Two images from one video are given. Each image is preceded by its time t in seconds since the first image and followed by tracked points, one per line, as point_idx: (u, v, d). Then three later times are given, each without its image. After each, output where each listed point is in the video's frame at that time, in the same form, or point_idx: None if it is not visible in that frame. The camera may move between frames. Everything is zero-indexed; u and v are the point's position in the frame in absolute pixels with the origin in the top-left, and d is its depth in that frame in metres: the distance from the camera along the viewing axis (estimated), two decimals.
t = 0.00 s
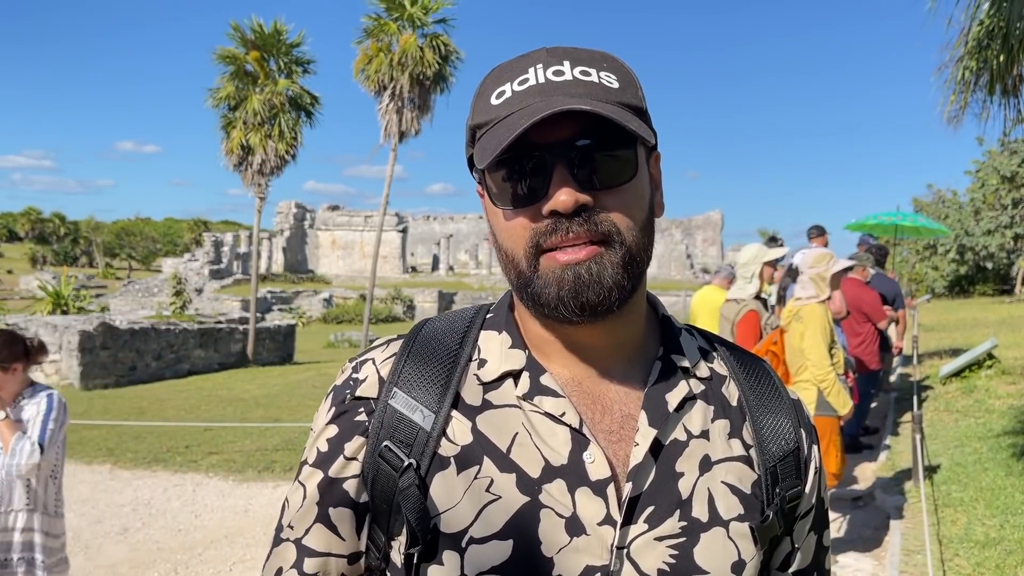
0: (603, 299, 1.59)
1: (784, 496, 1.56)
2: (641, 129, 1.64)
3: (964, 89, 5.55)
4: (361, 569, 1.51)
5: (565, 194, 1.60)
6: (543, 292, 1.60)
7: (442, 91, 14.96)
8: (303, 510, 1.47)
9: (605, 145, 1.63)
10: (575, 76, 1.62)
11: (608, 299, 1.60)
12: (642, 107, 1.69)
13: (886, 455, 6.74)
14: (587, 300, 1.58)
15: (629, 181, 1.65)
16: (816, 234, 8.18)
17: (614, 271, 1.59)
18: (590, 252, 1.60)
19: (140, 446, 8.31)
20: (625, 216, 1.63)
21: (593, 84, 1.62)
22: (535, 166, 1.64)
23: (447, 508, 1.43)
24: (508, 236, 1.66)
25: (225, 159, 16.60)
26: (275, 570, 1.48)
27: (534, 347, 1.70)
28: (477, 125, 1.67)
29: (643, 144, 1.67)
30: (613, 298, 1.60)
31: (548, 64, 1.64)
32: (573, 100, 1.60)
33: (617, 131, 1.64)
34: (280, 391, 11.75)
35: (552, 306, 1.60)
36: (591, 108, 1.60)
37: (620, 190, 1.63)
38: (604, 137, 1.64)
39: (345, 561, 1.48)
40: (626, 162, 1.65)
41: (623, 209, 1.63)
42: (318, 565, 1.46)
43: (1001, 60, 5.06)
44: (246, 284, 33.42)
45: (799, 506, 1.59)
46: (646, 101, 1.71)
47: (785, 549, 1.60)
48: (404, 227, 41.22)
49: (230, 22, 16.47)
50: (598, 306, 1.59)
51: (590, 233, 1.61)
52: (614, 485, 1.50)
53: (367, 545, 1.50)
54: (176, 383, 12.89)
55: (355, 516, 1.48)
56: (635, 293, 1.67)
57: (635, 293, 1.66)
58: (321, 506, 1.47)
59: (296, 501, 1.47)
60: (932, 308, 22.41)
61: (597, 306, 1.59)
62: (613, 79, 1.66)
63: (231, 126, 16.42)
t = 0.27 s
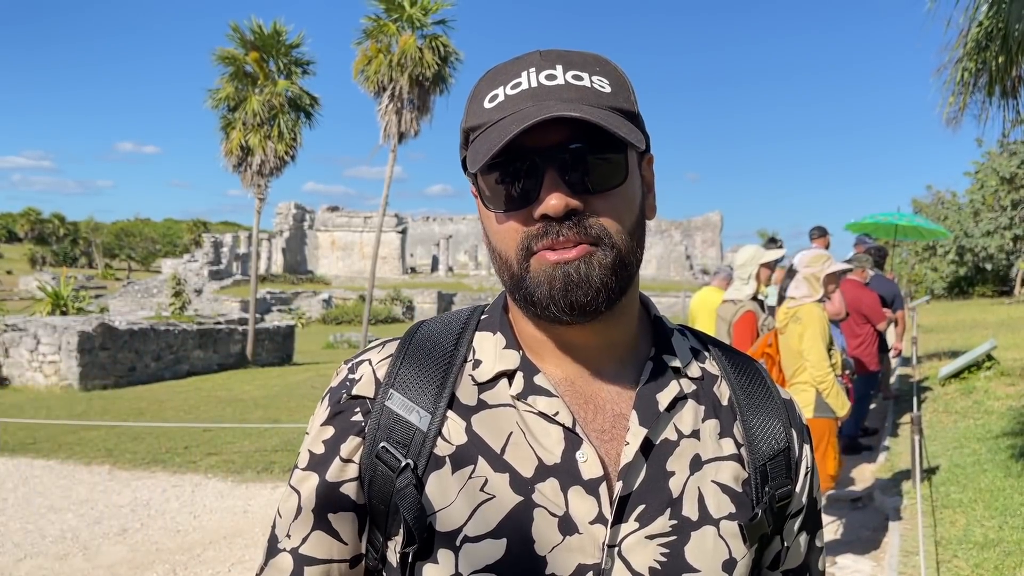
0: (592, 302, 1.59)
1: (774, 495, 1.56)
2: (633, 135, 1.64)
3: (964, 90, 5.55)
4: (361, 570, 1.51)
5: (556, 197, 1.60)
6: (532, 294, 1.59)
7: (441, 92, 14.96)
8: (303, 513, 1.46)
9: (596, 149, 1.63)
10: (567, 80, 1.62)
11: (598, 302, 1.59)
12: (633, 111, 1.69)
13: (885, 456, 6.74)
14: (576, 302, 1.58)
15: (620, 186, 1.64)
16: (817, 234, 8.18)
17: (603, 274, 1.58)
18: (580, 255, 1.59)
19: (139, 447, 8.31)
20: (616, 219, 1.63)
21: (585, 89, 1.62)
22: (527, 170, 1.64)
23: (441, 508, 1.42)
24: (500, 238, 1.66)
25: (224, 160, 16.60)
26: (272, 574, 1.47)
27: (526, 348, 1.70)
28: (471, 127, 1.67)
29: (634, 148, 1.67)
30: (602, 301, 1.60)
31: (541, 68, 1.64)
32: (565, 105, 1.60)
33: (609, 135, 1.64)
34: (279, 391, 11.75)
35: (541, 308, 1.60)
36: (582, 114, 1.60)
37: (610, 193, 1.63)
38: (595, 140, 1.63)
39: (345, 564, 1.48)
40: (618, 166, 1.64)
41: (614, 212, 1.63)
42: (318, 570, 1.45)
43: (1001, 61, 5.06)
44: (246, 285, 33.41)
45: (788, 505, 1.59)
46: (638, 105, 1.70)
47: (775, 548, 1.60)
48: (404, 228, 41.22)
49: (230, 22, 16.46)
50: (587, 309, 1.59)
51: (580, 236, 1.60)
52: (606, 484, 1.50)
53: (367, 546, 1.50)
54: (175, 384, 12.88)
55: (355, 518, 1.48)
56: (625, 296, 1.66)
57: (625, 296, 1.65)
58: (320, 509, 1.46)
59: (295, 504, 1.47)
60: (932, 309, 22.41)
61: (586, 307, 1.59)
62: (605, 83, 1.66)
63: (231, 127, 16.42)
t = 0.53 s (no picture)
0: (598, 303, 1.59)
1: (778, 495, 1.57)
2: (640, 135, 1.64)
3: (964, 91, 5.55)
4: (368, 570, 1.51)
5: (563, 196, 1.60)
6: (540, 293, 1.60)
7: (441, 92, 14.96)
8: (309, 514, 1.46)
9: (603, 149, 1.63)
10: (575, 80, 1.62)
11: (604, 302, 1.59)
12: (640, 112, 1.70)
13: (885, 456, 6.74)
14: (583, 302, 1.58)
15: (626, 186, 1.64)
16: (817, 234, 8.19)
17: (609, 275, 1.58)
18: (587, 255, 1.59)
19: (139, 447, 8.30)
20: (623, 219, 1.63)
21: (593, 89, 1.63)
22: (534, 169, 1.64)
23: (448, 508, 1.42)
24: (506, 236, 1.66)
25: (224, 161, 16.60)
26: None
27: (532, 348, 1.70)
28: (479, 126, 1.67)
29: (641, 148, 1.68)
30: (609, 301, 1.60)
31: (549, 67, 1.64)
32: (574, 104, 1.60)
33: (617, 134, 1.64)
34: (279, 392, 11.75)
35: (548, 308, 1.60)
36: (591, 113, 1.60)
37: (617, 193, 1.63)
38: (602, 140, 1.64)
39: (352, 564, 1.48)
40: (625, 165, 1.64)
41: (621, 212, 1.63)
42: (324, 570, 1.46)
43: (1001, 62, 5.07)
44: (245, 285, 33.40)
45: (792, 505, 1.60)
46: (645, 105, 1.71)
47: (778, 548, 1.60)
48: (404, 228, 41.22)
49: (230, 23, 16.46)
50: (594, 309, 1.59)
51: (587, 236, 1.60)
52: (612, 484, 1.50)
53: (373, 546, 1.50)
54: (175, 384, 12.88)
55: (361, 518, 1.48)
56: (631, 296, 1.67)
57: (631, 296, 1.65)
58: (326, 509, 1.46)
59: (300, 504, 1.47)
60: (932, 309, 22.42)
61: (593, 307, 1.59)
62: (614, 83, 1.66)
63: (230, 128, 16.43)
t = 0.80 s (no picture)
0: (595, 296, 1.58)
1: (777, 496, 1.56)
2: (637, 131, 1.64)
3: (963, 91, 5.55)
4: (366, 569, 1.51)
5: (559, 189, 1.60)
6: (536, 287, 1.60)
7: (441, 93, 14.96)
8: (308, 513, 1.46)
9: (600, 147, 1.63)
10: (572, 78, 1.62)
11: (601, 296, 1.59)
12: (637, 110, 1.70)
13: (884, 457, 6.74)
14: (580, 296, 1.58)
15: (624, 182, 1.64)
16: (817, 235, 8.19)
17: (606, 268, 1.58)
18: (583, 249, 1.59)
19: (138, 447, 8.31)
20: (620, 213, 1.63)
21: (590, 87, 1.63)
22: (531, 167, 1.64)
23: (445, 507, 1.42)
24: (504, 232, 1.67)
25: (224, 161, 16.60)
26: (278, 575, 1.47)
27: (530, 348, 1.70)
28: (477, 125, 1.68)
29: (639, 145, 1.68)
30: (606, 295, 1.59)
31: (546, 67, 1.64)
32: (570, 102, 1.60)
33: (613, 132, 1.64)
34: (279, 393, 11.74)
35: (545, 302, 1.60)
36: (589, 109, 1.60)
37: (614, 189, 1.62)
38: (600, 138, 1.64)
39: (351, 563, 1.48)
40: (622, 163, 1.64)
41: (618, 207, 1.63)
42: (323, 569, 1.46)
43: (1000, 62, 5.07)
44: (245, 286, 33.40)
45: (792, 506, 1.59)
46: (642, 104, 1.71)
47: (777, 549, 1.60)
48: (403, 229, 41.22)
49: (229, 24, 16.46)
50: (591, 302, 1.59)
51: (584, 229, 1.60)
52: (608, 483, 1.50)
53: (372, 546, 1.50)
54: (175, 385, 12.88)
55: (360, 518, 1.48)
56: (630, 291, 1.66)
57: (629, 291, 1.65)
58: (324, 509, 1.46)
59: (300, 504, 1.47)
60: (932, 310, 22.41)
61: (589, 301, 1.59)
62: (610, 82, 1.66)
63: (230, 128, 16.43)
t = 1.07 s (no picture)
0: (586, 292, 1.58)
1: (773, 496, 1.56)
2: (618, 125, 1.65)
3: (962, 92, 5.56)
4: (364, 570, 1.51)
5: (545, 185, 1.60)
6: (527, 286, 1.60)
7: (441, 94, 14.97)
8: (304, 515, 1.47)
9: (586, 146, 1.64)
10: (554, 77, 1.62)
11: (591, 292, 1.58)
12: (621, 106, 1.70)
13: (883, 457, 6.75)
14: (569, 292, 1.57)
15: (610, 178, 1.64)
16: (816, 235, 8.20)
17: (595, 263, 1.57)
18: (572, 245, 1.59)
19: (138, 448, 8.31)
20: (608, 208, 1.63)
21: (572, 85, 1.63)
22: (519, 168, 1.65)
23: (440, 508, 1.43)
24: (494, 233, 1.67)
25: (224, 162, 16.61)
26: None
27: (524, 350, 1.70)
28: (464, 129, 1.69)
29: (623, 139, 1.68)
30: (596, 291, 1.59)
31: (529, 67, 1.64)
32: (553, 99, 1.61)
33: (597, 129, 1.65)
34: (279, 393, 11.74)
35: (535, 300, 1.59)
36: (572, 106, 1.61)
37: (602, 185, 1.63)
38: (584, 136, 1.64)
39: (348, 564, 1.48)
40: (608, 159, 1.64)
41: (606, 202, 1.63)
42: (321, 570, 1.46)
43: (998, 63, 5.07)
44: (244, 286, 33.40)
45: (789, 507, 1.60)
46: (626, 100, 1.71)
47: (774, 549, 1.60)
48: (403, 230, 41.22)
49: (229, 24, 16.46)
50: (581, 299, 1.58)
51: (572, 225, 1.60)
52: (604, 483, 1.51)
53: (369, 547, 1.50)
54: (174, 385, 12.88)
55: (357, 520, 1.48)
56: (621, 288, 1.66)
57: (620, 288, 1.65)
58: (320, 511, 1.46)
59: (296, 506, 1.47)
60: (932, 311, 22.41)
61: (580, 299, 1.58)
62: (592, 80, 1.66)
63: (230, 129, 16.43)
